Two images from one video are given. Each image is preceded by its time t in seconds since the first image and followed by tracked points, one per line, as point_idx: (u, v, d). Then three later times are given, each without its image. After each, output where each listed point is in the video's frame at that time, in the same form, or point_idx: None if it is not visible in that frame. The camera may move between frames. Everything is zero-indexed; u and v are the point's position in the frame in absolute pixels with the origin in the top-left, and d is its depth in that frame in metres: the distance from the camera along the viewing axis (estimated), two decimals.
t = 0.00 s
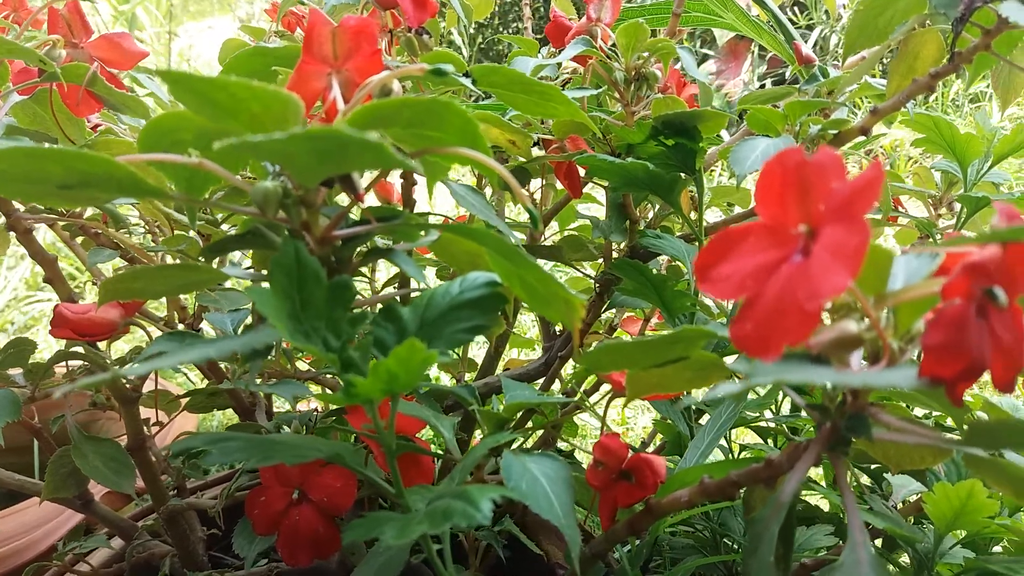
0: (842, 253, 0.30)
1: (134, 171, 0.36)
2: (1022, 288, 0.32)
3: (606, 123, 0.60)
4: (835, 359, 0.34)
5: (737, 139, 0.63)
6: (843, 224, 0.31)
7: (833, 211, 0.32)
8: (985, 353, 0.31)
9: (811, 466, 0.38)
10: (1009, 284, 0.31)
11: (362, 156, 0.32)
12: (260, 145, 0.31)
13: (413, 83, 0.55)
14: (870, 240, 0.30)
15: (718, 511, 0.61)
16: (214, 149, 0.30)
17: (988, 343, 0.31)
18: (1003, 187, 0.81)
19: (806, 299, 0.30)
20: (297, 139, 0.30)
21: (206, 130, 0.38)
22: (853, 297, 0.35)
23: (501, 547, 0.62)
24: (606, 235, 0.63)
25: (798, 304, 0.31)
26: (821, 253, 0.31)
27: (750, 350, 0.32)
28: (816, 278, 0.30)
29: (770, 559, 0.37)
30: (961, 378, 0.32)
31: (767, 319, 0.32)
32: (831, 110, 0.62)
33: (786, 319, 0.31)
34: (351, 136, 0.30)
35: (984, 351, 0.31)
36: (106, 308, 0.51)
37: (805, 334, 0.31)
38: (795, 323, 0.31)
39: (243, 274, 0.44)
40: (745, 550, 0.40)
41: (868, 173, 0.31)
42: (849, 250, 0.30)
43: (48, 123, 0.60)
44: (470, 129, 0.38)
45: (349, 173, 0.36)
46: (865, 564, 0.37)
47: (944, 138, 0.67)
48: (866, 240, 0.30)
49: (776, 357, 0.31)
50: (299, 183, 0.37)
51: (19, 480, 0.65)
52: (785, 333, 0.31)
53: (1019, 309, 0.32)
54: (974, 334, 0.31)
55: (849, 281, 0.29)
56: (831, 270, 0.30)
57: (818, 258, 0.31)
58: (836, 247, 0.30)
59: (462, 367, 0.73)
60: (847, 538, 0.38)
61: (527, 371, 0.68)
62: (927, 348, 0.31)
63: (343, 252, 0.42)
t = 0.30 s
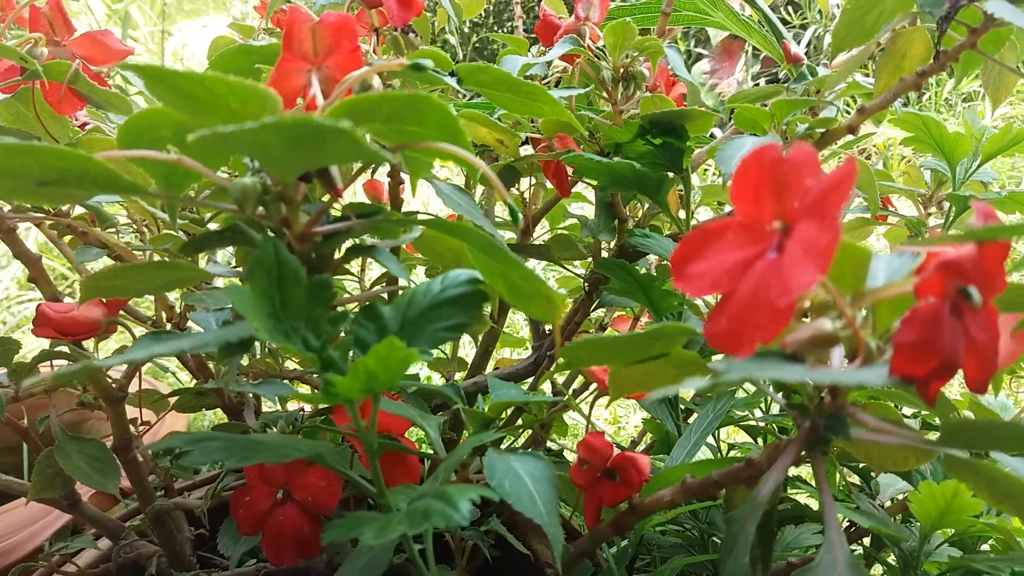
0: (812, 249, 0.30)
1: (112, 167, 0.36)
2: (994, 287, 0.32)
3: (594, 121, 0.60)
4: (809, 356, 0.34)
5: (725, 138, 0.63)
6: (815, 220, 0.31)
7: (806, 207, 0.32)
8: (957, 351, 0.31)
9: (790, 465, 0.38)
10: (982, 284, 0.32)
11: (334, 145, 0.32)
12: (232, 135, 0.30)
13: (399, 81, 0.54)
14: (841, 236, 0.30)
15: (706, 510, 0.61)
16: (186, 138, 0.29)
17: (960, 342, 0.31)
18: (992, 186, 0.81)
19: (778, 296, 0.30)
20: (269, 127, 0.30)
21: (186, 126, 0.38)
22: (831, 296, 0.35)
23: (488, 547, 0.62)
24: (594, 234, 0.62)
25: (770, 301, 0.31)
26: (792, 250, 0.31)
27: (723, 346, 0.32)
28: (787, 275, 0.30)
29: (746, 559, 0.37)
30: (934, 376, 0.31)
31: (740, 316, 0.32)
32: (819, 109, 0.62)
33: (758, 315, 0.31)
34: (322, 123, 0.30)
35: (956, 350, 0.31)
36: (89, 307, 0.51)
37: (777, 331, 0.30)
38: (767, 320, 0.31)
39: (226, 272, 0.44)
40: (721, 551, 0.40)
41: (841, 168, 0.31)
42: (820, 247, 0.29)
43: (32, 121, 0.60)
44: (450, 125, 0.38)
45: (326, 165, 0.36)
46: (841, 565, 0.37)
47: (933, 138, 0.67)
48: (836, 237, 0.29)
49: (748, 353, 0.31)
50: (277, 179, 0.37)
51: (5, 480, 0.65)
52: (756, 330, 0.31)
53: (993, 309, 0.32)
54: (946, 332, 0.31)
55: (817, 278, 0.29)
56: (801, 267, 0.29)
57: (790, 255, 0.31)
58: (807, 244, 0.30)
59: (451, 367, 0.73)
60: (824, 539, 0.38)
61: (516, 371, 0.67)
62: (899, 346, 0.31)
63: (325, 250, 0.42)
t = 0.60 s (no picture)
0: (781, 244, 0.30)
1: (76, 165, 0.36)
2: (959, 283, 0.32)
3: (570, 123, 0.60)
4: (778, 353, 0.34)
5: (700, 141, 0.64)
6: (783, 216, 0.31)
7: (775, 204, 0.32)
8: (923, 347, 0.31)
9: (760, 464, 0.38)
10: (947, 281, 0.32)
11: (298, 142, 0.31)
12: (193, 132, 0.30)
13: (374, 81, 0.54)
14: (809, 231, 0.30)
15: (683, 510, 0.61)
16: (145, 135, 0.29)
17: (927, 337, 0.31)
18: (966, 190, 0.82)
19: (747, 291, 0.30)
20: (231, 123, 0.29)
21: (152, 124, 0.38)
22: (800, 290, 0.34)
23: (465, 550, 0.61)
24: (571, 236, 0.62)
25: (739, 296, 0.31)
26: (762, 245, 0.31)
27: (691, 342, 0.32)
28: (757, 270, 0.30)
29: (718, 558, 0.37)
30: (901, 372, 0.31)
31: (709, 312, 0.32)
32: (794, 112, 0.62)
33: (727, 311, 0.31)
34: (282, 119, 0.29)
35: (922, 345, 0.31)
36: (56, 309, 0.51)
37: (746, 326, 0.31)
38: (736, 315, 0.31)
39: (196, 273, 0.44)
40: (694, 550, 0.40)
41: (809, 165, 0.31)
42: (788, 242, 0.30)
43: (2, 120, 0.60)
44: (420, 124, 0.38)
45: (295, 165, 0.35)
46: (812, 562, 0.37)
47: (907, 140, 0.68)
48: (805, 232, 0.30)
49: (718, 349, 0.31)
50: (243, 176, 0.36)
51: None
52: (725, 326, 0.31)
53: (958, 305, 0.33)
54: (912, 328, 0.31)
55: (787, 272, 0.29)
56: (770, 262, 0.30)
57: (759, 250, 0.31)
58: (776, 239, 0.30)
59: (429, 369, 0.72)
60: (795, 538, 0.38)
61: (494, 373, 0.67)
62: (866, 341, 0.31)
63: (294, 250, 0.42)
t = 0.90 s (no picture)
0: (750, 250, 0.30)
1: (43, 164, 0.35)
2: (930, 288, 0.32)
3: (550, 125, 0.60)
4: (751, 358, 0.34)
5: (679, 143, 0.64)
6: (752, 222, 0.31)
7: (745, 209, 0.32)
8: (894, 352, 0.31)
9: (734, 468, 0.37)
10: (918, 285, 0.32)
11: (268, 143, 0.31)
12: (161, 133, 0.29)
13: (352, 81, 0.53)
14: (777, 237, 0.30)
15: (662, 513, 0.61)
16: (111, 135, 0.28)
17: (898, 342, 0.31)
18: (943, 193, 0.83)
19: (716, 298, 0.30)
20: (198, 123, 0.29)
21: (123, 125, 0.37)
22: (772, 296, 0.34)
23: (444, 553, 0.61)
24: (551, 237, 0.62)
25: (710, 302, 0.31)
26: (731, 251, 0.31)
27: (664, 350, 0.31)
28: (726, 276, 0.30)
29: (693, 562, 0.37)
30: (871, 377, 0.31)
31: (680, 318, 0.31)
32: (773, 114, 0.62)
33: (697, 317, 0.31)
34: (251, 119, 0.29)
35: (893, 350, 0.31)
36: (28, 310, 0.52)
37: (716, 332, 0.31)
38: (707, 322, 0.31)
39: (168, 275, 0.43)
40: (670, 553, 0.40)
41: (777, 171, 0.31)
42: (757, 248, 0.30)
43: None
44: (395, 125, 0.37)
45: (266, 166, 0.35)
46: (787, 567, 0.37)
47: (885, 142, 0.69)
48: (773, 238, 0.30)
49: (689, 355, 0.31)
50: (215, 178, 0.36)
51: None
52: (696, 332, 0.31)
53: (930, 310, 0.33)
54: (882, 332, 0.31)
55: (755, 279, 0.29)
56: (739, 268, 0.30)
57: (728, 256, 0.31)
58: (745, 245, 0.30)
59: (409, 372, 0.72)
60: (771, 540, 0.38)
61: (474, 376, 0.66)
62: (836, 347, 0.31)
63: (266, 252, 0.41)
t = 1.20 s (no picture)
0: (738, 249, 0.30)
1: (19, 165, 0.34)
2: (918, 288, 0.32)
3: (537, 126, 0.60)
4: (738, 359, 0.33)
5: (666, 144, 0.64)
6: (739, 221, 0.31)
7: (732, 209, 0.32)
8: (882, 352, 0.31)
9: (722, 469, 0.37)
10: (906, 286, 0.32)
11: (248, 141, 0.30)
12: (138, 131, 0.29)
13: (337, 82, 0.53)
14: (764, 237, 0.30)
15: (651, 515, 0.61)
16: (88, 134, 0.28)
17: (886, 341, 0.31)
18: (930, 193, 0.83)
19: (704, 297, 0.30)
20: (175, 121, 0.28)
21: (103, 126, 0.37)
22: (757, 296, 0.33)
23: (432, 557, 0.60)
24: (539, 239, 0.62)
25: (697, 302, 0.31)
26: (718, 251, 0.31)
27: (651, 350, 0.31)
28: (713, 275, 0.30)
29: (680, 565, 0.37)
30: (859, 377, 0.31)
31: (668, 318, 0.31)
32: (760, 115, 0.62)
33: (685, 317, 0.31)
34: (230, 117, 0.28)
35: (881, 350, 0.31)
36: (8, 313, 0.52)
37: (704, 332, 0.30)
38: (695, 321, 0.31)
39: (149, 277, 0.43)
40: (658, 556, 0.39)
41: (764, 169, 0.31)
42: (743, 247, 0.30)
43: None
44: (377, 125, 0.37)
45: (247, 165, 0.34)
46: (775, 569, 0.37)
47: (873, 144, 0.69)
48: (760, 237, 0.29)
49: (676, 355, 0.31)
50: (196, 179, 0.35)
51: None
52: (684, 332, 0.31)
53: (917, 311, 0.33)
54: (870, 332, 0.31)
55: (742, 280, 0.29)
56: (726, 268, 0.29)
57: (716, 256, 0.30)
58: (732, 244, 0.30)
59: (396, 374, 0.72)
60: (759, 542, 0.38)
61: (461, 379, 0.66)
62: (823, 347, 0.30)
63: (249, 253, 0.41)
